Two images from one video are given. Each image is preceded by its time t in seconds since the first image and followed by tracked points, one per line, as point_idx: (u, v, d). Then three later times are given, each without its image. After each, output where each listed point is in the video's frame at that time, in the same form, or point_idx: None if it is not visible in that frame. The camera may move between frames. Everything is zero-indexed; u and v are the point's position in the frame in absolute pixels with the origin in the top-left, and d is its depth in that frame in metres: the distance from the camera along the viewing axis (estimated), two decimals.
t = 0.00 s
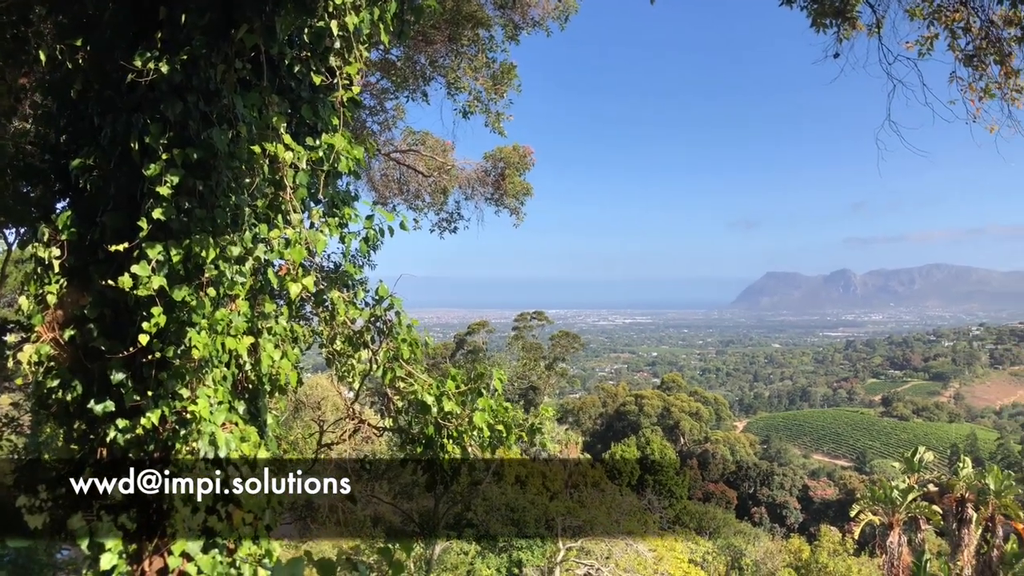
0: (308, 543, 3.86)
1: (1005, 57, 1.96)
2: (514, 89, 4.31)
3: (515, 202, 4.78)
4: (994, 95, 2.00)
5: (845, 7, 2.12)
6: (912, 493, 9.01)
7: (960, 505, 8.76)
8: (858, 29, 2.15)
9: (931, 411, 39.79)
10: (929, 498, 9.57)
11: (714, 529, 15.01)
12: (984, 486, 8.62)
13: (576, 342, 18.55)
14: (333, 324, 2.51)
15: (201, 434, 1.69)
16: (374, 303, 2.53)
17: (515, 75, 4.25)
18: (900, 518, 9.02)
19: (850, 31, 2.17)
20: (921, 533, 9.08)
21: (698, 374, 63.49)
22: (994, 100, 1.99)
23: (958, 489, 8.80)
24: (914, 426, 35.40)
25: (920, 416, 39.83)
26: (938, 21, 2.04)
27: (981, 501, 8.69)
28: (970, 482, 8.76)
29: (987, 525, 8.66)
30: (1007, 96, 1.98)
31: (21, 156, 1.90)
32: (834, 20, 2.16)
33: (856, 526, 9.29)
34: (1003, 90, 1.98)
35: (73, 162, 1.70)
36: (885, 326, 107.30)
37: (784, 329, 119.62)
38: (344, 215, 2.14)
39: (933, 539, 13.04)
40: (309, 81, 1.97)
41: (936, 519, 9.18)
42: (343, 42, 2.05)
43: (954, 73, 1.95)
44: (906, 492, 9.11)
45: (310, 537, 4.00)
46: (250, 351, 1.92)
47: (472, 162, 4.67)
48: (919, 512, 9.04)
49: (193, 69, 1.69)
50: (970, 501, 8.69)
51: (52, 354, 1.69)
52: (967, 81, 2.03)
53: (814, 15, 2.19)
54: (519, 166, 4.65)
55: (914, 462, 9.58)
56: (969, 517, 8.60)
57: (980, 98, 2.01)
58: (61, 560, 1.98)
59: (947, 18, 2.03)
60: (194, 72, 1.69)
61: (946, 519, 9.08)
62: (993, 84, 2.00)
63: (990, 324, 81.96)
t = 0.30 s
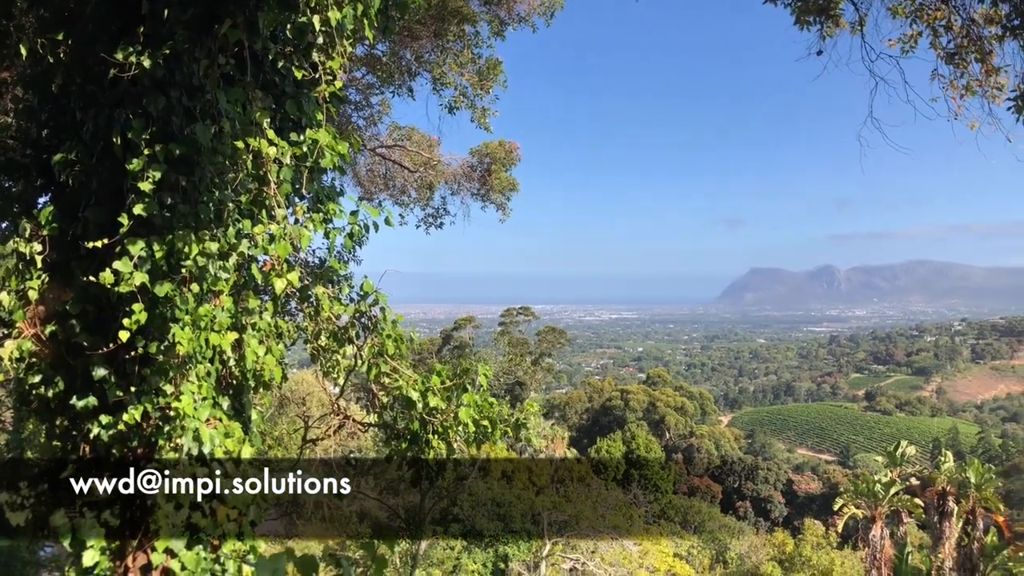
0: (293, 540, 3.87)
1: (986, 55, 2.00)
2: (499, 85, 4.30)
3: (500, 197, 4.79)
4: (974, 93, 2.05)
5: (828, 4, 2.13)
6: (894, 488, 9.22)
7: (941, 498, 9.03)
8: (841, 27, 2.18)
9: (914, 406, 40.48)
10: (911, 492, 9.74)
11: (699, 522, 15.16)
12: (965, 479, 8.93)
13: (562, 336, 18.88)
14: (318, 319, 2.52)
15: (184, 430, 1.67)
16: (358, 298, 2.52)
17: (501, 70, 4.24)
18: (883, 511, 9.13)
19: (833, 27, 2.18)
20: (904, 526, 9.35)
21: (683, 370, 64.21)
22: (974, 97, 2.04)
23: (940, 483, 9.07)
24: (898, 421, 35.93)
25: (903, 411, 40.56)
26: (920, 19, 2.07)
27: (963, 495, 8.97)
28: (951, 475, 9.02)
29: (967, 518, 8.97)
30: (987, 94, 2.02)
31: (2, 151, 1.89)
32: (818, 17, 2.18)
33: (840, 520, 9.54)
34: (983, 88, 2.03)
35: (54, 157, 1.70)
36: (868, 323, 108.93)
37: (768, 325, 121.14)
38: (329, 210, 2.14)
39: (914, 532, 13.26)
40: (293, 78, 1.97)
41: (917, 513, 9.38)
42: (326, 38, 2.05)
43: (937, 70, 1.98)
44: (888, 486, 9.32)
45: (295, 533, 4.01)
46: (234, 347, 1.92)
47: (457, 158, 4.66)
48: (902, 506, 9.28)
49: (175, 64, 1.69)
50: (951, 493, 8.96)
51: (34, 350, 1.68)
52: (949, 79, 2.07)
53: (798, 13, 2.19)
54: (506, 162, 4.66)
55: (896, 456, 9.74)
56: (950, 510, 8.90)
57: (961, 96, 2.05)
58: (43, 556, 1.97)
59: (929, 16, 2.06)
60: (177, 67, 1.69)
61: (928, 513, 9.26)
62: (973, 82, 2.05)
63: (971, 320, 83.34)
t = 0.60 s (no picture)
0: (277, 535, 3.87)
1: (968, 52, 2.07)
2: (485, 79, 4.29)
3: (486, 192, 4.78)
4: (956, 88, 2.13)
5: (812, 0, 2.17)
6: (875, 481, 9.36)
7: (921, 492, 8.93)
8: (825, 23, 2.22)
9: (895, 400, 41.26)
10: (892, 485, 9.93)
11: (682, 516, 15.32)
12: (944, 472, 8.85)
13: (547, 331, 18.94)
14: (301, 314, 2.51)
15: (166, 424, 1.66)
16: (341, 293, 2.53)
17: (487, 64, 4.24)
18: (863, 504, 9.28)
19: (817, 23, 2.23)
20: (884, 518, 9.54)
21: (667, 365, 64.90)
22: (956, 93, 2.12)
23: (920, 476, 8.97)
24: (879, 415, 36.57)
25: (884, 405, 41.33)
26: (903, 16, 2.12)
27: (942, 487, 8.93)
28: (931, 468, 8.94)
29: (947, 511, 9.02)
30: (968, 90, 2.11)
31: None
32: (801, 14, 2.22)
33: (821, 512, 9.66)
34: (964, 84, 2.11)
35: (35, 149, 1.69)
36: (849, 318, 110.75)
37: (751, 321, 122.70)
38: (312, 204, 2.12)
39: (893, 524, 13.52)
40: (276, 71, 1.96)
41: (898, 505, 9.51)
42: (308, 31, 2.03)
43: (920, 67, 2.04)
44: (869, 479, 9.44)
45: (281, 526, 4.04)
46: (217, 341, 1.91)
47: (442, 152, 4.64)
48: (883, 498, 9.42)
49: (157, 56, 1.68)
50: (931, 487, 8.87)
51: (14, 344, 1.68)
52: (930, 76, 2.15)
53: (783, 9, 2.23)
54: (491, 156, 4.66)
55: (878, 450, 9.92)
56: (930, 503, 8.79)
57: (943, 92, 2.14)
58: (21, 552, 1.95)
59: (912, 13, 2.11)
60: (158, 58, 1.68)
61: (908, 505, 9.23)
62: (955, 78, 2.13)
63: (950, 316, 84.95)
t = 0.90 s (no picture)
0: (265, 533, 3.87)
1: (951, 50, 2.11)
2: (472, 76, 4.28)
3: (473, 188, 4.77)
4: (940, 87, 2.17)
5: None
6: (860, 477, 9.31)
7: (906, 487, 8.97)
8: (810, 21, 2.26)
9: (879, 397, 41.93)
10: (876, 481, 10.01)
11: (669, 512, 15.44)
12: (928, 469, 8.83)
13: (534, 330, 18.77)
14: (287, 311, 2.50)
15: (151, 422, 1.65)
16: (328, 290, 2.52)
17: (473, 61, 4.23)
18: (848, 500, 9.32)
19: (802, 20, 2.26)
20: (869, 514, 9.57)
21: (654, 362, 65.37)
22: (940, 91, 2.17)
23: (903, 472, 8.95)
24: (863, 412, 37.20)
25: (869, 402, 41.99)
26: (887, 15, 2.16)
27: (925, 484, 8.93)
28: (915, 465, 8.88)
29: (931, 506, 9.06)
30: (952, 89, 2.16)
31: None
32: (786, 11, 2.24)
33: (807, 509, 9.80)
34: (948, 83, 2.16)
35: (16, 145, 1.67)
36: (833, 316, 112.24)
37: (737, 318, 123.89)
38: (297, 201, 2.12)
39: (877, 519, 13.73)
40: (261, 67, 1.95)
41: (883, 501, 9.53)
42: (293, 27, 2.02)
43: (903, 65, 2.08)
44: (854, 475, 9.38)
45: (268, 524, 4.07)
46: (202, 339, 1.89)
47: (429, 149, 4.63)
48: (867, 494, 9.44)
49: (140, 51, 1.67)
50: (915, 483, 8.88)
51: None
52: (916, 73, 2.18)
53: (769, 6, 2.25)
54: (477, 153, 4.65)
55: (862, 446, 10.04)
56: (914, 499, 8.86)
57: (928, 91, 2.18)
58: None
59: (896, 12, 2.15)
60: (142, 54, 1.67)
61: (893, 501, 9.27)
62: (939, 76, 2.17)
63: (932, 314, 86.35)
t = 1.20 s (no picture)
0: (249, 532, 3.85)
1: (933, 50, 2.16)
2: (457, 73, 4.28)
3: (459, 186, 4.77)
4: (922, 86, 2.22)
5: None
6: (843, 472, 9.65)
7: (888, 483, 9.12)
8: (794, 20, 2.29)
9: (863, 394, 42.61)
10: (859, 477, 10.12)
11: (655, 508, 15.60)
12: (910, 464, 9.11)
13: (521, 326, 18.97)
14: (272, 309, 2.50)
15: (135, 420, 1.64)
16: (313, 287, 2.51)
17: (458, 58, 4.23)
18: (832, 496, 9.59)
19: (786, 19, 2.29)
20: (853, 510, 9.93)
21: (639, 359, 65.87)
22: (922, 90, 2.21)
23: (887, 467, 9.16)
24: (847, 409, 37.83)
25: (853, 398, 42.67)
26: (871, 14, 2.20)
27: (908, 479, 9.16)
28: (898, 460, 9.18)
29: (912, 501, 9.25)
30: (934, 88, 2.20)
31: None
32: (771, 10, 2.27)
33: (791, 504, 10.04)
34: (930, 82, 2.20)
35: None
36: (816, 314, 113.85)
37: (722, 316, 125.15)
38: (282, 198, 2.11)
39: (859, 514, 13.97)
40: (245, 63, 1.94)
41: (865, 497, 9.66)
42: (276, 23, 2.01)
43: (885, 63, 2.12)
44: (837, 471, 9.74)
45: (253, 523, 4.12)
46: (187, 337, 1.88)
47: (415, 146, 4.62)
48: (850, 490, 9.73)
49: (123, 46, 1.66)
50: (897, 478, 9.06)
51: None
52: (898, 72, 2.23)
53: (753, 5, 2.28)
54: (463, 150, 4.66)
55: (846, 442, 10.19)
56: (896, 494, 8.99)
57: (910, 89, 2.22)
58: None
59: (879, 11, 2.18)
60: (124, 49, 1.65)
61: (875, 496, 9.37)
62: (921, 76, 2.21)
63: (913, 312, 87.89)
